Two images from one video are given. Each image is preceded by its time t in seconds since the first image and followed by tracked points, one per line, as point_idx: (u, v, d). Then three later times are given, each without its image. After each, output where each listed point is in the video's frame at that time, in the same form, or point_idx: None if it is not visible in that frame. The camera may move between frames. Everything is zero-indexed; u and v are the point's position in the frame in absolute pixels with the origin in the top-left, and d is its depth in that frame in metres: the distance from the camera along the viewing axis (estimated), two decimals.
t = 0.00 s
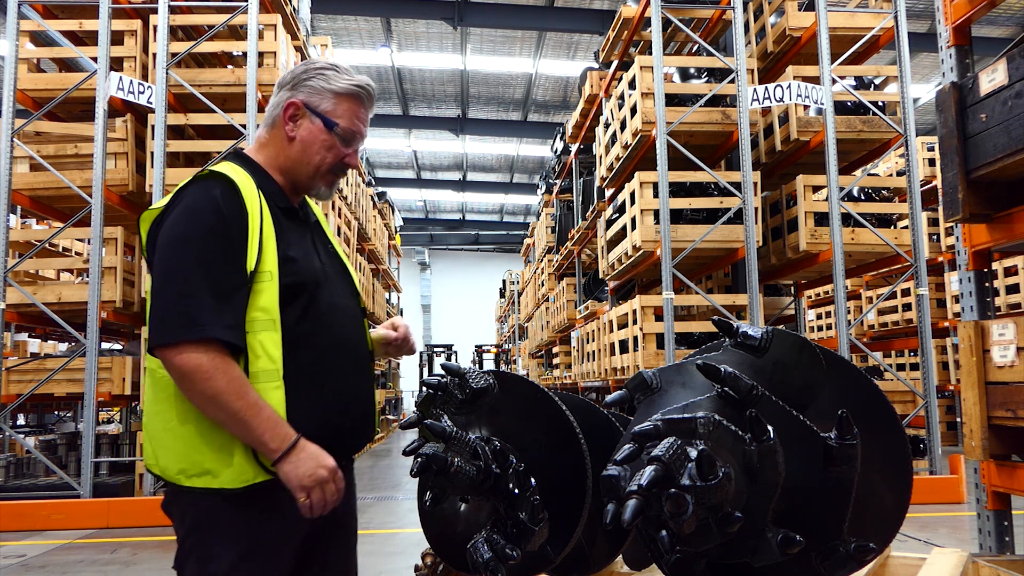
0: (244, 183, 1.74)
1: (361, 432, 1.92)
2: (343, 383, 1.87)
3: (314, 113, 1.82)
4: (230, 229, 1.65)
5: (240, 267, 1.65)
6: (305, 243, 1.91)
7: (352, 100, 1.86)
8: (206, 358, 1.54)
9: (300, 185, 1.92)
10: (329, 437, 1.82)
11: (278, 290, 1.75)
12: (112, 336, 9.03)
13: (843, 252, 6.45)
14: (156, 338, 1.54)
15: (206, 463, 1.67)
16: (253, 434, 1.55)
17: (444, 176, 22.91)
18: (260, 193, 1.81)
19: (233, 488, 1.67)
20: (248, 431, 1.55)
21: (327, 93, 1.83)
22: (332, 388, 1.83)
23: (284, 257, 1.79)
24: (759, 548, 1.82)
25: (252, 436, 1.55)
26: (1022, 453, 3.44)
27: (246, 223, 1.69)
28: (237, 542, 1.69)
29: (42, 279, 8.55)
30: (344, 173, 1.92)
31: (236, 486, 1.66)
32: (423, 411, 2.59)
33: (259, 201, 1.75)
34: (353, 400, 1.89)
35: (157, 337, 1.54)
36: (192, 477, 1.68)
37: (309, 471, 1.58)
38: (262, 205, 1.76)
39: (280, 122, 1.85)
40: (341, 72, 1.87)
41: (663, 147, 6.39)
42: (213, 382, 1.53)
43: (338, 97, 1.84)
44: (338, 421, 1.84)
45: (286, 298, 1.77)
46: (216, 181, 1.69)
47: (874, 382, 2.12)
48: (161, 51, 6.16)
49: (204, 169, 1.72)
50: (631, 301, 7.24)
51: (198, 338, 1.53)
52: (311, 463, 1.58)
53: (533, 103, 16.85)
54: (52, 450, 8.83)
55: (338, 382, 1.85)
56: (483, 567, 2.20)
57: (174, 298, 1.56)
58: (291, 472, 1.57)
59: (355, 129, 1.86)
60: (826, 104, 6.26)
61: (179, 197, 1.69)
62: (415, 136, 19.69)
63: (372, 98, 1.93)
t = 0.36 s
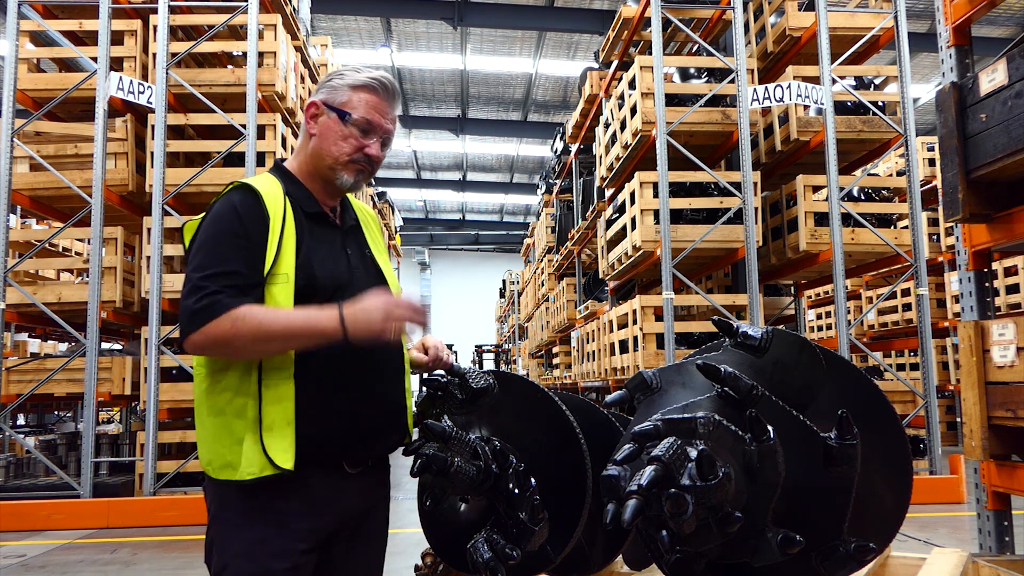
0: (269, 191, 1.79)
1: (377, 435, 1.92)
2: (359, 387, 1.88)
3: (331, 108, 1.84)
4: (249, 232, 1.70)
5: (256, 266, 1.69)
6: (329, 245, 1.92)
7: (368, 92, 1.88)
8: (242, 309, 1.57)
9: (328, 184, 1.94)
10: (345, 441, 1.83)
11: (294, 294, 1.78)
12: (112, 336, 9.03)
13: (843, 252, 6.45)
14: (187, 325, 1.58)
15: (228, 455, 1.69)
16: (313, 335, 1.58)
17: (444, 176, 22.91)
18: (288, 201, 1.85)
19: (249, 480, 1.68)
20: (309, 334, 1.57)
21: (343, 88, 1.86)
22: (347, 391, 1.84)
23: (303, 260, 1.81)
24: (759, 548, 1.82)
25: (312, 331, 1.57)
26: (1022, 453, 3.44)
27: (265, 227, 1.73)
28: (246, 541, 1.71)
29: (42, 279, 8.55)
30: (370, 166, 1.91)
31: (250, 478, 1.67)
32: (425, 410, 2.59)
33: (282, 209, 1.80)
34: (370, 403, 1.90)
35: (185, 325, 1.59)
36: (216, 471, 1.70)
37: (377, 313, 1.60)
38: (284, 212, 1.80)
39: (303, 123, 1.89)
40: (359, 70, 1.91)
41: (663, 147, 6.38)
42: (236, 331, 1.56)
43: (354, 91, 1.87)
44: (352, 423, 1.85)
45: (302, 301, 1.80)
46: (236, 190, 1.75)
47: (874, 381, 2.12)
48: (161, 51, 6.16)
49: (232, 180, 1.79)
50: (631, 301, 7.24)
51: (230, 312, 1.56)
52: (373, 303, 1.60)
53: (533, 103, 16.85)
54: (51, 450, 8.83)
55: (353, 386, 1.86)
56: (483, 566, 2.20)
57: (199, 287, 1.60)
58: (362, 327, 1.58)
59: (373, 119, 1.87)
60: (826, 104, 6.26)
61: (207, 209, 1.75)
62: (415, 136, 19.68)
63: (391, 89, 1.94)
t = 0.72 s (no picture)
0: (284, 189, 1.82)
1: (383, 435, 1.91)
2: (371, 386, 1.89)
3: (343, 109, 1.84)
4: (265, 228, 1.74)
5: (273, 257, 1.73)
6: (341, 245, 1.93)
7: (379, 91, 1.87)
8: (256, 283, 1.59)
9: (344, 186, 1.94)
10: (357, 440, 1.84)
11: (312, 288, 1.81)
12: (112, 336, 9.04)
13: (843, 252, 6.46)
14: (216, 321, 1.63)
15: (227, 441, 1.74)
16: (316, 270, 1.60)
17: (444, 176, 22.90)
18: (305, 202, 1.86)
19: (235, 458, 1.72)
20: (312, 273, 1.59)
21: (354, 89, 1.86)
22: (361, 391, 1.86)
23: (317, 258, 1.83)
24: (759, 548, 1.82)
25: (314, 267, 1.59)
26: (1022, 453, 3.43)
27: (281, 224, 1.77)
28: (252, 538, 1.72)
29: (42, 279, 8.55)
30: (385, 167, 1.90)
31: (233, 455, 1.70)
32: (425, 410, 2.59)
33: (299, 208, 1.82)
34: (381, 403, 1.91)
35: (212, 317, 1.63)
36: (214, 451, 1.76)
37: (353, 206, 1.61)
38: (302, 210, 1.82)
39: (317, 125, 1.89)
40: (370, 70, 1.90)
41: (663, 147, 6.38)
42: (263, 308, 1.58)
43: (365, 91, 1.86)
44: (363, 422, 1.85)
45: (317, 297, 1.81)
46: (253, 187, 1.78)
47: (875, 383, 2.12)
48: (161, 51, 6.16)
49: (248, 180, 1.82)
50: (631, 301, 7.24)
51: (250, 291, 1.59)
52: (349, 203, 1.62)
53: (532, 103, 16.84)
54: (51, 449, 8.83)
55: (365, 386, 1.87)
56: (483, 567, 2.20)
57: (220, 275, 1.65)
58: (348, 227, 1.60)
59: (384, 118, 1.86)
60: (826, 104, 6.26)
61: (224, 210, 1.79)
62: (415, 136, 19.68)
63: (402, 87, 1.93)
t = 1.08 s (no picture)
0: (282, 181, 1.83)
1: (379, 433, 1.93)
2: (375, 386, 1.92)
3: (316, 96, 1.93)
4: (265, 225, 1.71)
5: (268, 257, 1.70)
6: (335, 242, 1.96)
7: (349, 73, 1.95)
8: (246, 313, 1.57)
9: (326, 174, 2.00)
10: (360, 439, 1.87)
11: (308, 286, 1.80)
12: (112, 336, 9.04)
13: (843, 252, 6.46)
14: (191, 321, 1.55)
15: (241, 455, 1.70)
16: (320, 350, 1.61)
17: (444, 176, 22.91)
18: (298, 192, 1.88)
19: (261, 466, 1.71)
20: (314, 348, 1.61)
21: (324, 74, 1.95)
22: (360, 390, 1.88)
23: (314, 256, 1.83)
24: (759, 547, 1.82)
25: (317, 346, 1.60)
26: (1022, 453, 3.44)
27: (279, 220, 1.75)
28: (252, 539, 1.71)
29: (42, 278, 8.55)
30: (364, 145, 1.97)
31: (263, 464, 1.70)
32: (424, 410, 2.59)
33: (295, 203, 1.82)
34: (377, 403, 1.93)
35: (187, 317, 1.56)
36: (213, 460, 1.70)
37: (377, 332, 1.66)
38: (297, 206, 1.83)
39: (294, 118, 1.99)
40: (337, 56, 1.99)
41: (663, 146, 6.38)
42: (247, 335, 1.57)
43: (335, 75, 1.95)
44: (366, 420, 1.89)
45: (314, 295, 1.82)
46: (251, 181, 1.75)
47: (876, 383, 2.12)
48: (161, 51, 6.16)
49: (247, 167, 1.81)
50: (631, 301, 7.24)
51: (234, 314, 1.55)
52: (376, 323, 1.66)
53: (533, 103, 16.84)
54: (51, 449, 8.84)
55: (369, 386, 1.91)
56: (483, 566, 2.20)
57: (207, 276, 1.58)
58: (366, 347, 1.63)
59: (355, 96, 1.93)
60: (826, 104, 6.26)
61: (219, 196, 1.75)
62: (415, 136, 19.69)
63: (373, 66, 2.02)
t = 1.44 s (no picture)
0: (247, 179, 1.85)
1: (369, 432, 1.93)
2: (350, 383, 1.91)
3: (289, 89, 1.96)
4: (214, 223, 1.73)
5: (212, 253, 1.72)
6: (312, 237, 1.94)
7: (320, 63, 1.98)
8: (176, 313, 1.62)
9: (304, 169, 2.00)
10: (337, 436, 1.85)
11: (256, 285, 1.78)
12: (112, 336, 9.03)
13: (843, 252, 6.46)
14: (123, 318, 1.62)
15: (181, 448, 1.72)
16: (240, 350, 1.65)
17: (444, 176, 22.90)
18: (268, 188, 1.89)
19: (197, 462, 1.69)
20: (236, 348, 1.64)
21: (296, 68, 1.98)
22: (343, 389, 1.88)
23: (278, 252, 1.82)
24: (759, 548, 1.82)
25: (240, 346, 1.64)
26: (1022, 453, 3.43)
27: (233, 217, 1.77)
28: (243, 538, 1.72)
29: (42, 278, 8.55)
30: (339, 134, 1.97)
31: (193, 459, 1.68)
32: (425, 411, 2.60)
33: (255, 200, 1.83)
34: (357, 402, 1.92)
35: (122, 314, 1.63)
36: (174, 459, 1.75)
37: (303, 337, 1.65)
38: (258, 202, 1.83)
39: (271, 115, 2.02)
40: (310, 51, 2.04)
41: (663, 147, 6.38)
42: (177, 333, 1.62)
43: (307, 67, 1.98)
44: (342, 417, 1.87)
45: (273, 292, 1.80)
46: (216, 178, 1.80)
47: (876, 383, 2.12)
48: (161, 51, 6.16)
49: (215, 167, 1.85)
50: (631, 301, 7.24)
51: (164, 313, 1.61)
52: (300, 325, 1.66)
53: (532, 103, 16.84)
54: (51, 449, 8.84)
55: (344, 382, 1.89)
56: (483, 567, 2.20)
57: (144, 273, 1.64)
58: (290, 350, 1.65)
59: (327, 85, 1.96)
60: (825, 104, 6.26)
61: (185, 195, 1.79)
62: (415, 136, 19.68)
63: (345, 56, 2.04)
